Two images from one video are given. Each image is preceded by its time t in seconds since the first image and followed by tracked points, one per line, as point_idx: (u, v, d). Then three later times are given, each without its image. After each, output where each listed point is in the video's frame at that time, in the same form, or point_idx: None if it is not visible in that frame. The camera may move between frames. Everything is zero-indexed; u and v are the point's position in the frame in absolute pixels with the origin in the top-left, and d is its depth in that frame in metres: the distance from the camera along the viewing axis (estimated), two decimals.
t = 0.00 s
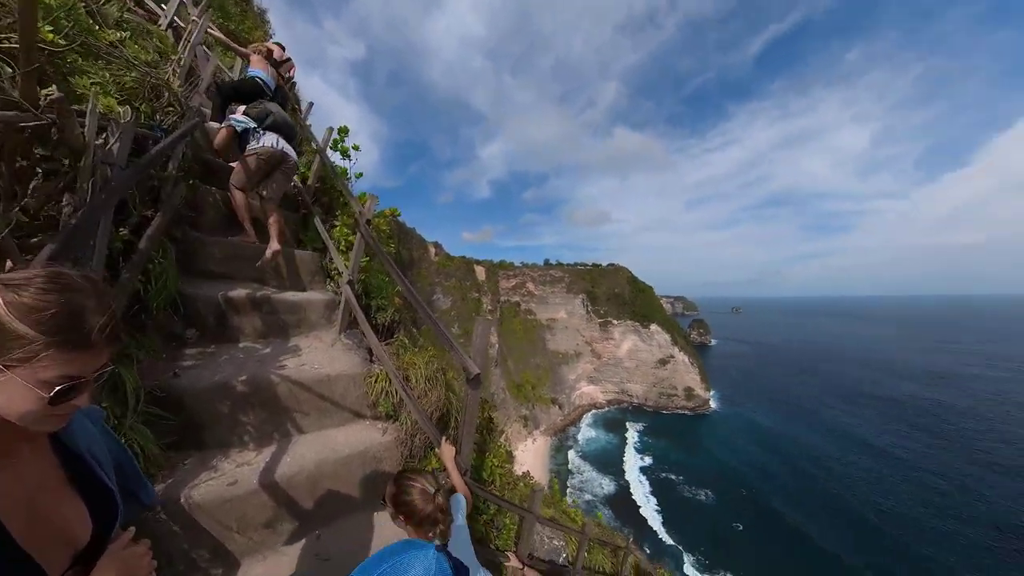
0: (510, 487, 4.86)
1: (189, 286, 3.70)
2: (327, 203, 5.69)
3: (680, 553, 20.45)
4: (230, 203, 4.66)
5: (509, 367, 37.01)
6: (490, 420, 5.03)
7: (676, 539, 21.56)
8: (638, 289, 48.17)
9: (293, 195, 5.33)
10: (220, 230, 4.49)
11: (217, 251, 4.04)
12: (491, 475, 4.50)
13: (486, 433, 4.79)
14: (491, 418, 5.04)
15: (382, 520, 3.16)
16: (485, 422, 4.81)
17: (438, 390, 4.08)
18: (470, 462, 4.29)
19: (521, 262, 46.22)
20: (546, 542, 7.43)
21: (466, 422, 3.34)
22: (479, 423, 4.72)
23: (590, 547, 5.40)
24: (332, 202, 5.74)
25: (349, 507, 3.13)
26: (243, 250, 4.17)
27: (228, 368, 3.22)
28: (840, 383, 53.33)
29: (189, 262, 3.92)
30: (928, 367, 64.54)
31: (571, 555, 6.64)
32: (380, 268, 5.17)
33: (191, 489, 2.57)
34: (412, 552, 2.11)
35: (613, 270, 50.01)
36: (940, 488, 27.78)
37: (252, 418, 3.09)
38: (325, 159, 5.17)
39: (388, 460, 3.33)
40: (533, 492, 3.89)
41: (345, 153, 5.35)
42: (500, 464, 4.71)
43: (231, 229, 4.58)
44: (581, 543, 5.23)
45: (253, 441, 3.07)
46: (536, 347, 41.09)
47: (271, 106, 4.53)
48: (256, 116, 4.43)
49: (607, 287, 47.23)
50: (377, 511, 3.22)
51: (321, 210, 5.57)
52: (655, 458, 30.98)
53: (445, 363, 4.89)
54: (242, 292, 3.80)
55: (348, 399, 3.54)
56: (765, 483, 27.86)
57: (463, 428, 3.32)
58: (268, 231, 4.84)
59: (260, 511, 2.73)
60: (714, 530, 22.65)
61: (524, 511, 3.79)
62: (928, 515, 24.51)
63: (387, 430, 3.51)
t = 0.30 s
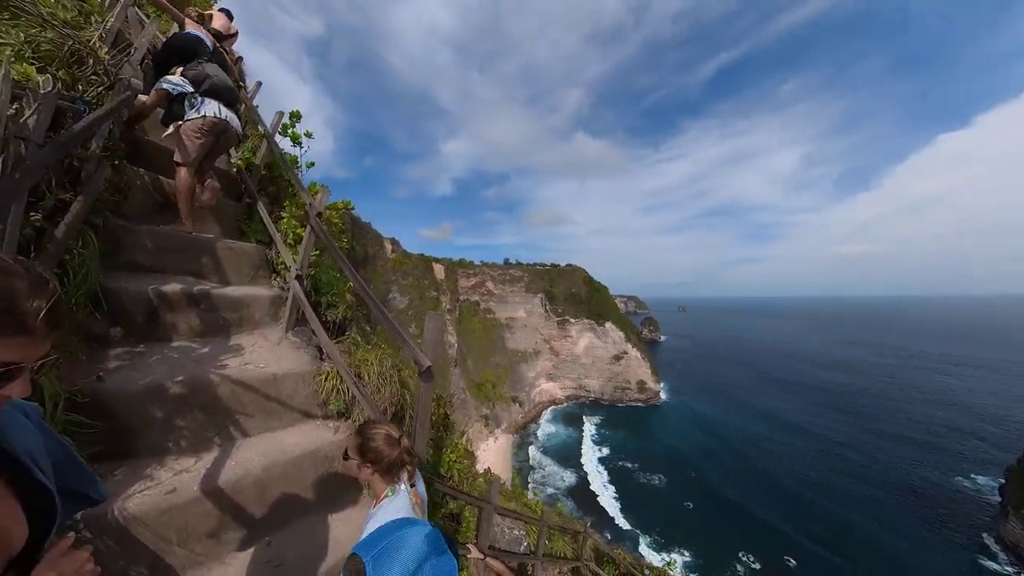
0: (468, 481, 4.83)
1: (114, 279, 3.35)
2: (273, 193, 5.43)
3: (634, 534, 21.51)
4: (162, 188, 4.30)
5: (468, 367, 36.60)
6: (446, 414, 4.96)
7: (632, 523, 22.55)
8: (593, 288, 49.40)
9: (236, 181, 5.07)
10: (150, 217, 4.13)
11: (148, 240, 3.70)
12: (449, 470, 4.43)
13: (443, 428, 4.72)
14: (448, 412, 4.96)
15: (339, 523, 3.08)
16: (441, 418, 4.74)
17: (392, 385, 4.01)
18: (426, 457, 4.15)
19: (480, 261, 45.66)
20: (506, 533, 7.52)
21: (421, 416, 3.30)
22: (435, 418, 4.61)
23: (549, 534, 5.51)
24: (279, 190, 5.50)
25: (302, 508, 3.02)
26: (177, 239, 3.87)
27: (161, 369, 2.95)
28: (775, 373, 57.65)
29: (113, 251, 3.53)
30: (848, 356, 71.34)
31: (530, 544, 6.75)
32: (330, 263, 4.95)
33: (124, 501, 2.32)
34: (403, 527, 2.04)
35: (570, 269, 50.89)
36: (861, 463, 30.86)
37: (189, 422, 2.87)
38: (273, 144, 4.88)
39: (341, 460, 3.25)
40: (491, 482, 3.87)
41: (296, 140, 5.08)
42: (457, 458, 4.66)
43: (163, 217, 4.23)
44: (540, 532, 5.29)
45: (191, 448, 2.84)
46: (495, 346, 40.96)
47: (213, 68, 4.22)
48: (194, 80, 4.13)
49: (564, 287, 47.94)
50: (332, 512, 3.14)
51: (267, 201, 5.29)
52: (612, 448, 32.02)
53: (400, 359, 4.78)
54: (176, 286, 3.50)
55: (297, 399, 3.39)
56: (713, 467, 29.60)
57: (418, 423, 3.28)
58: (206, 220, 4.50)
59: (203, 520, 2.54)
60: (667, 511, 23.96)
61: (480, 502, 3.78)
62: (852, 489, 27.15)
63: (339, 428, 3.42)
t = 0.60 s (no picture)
0: (430, 487, 4.60)
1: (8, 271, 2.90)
2: (212, 176, 5.05)
3: (601, 524, 22.07)
4: (73, 164, 3.84)
5: (434, 368, 35.96)
6: (405, 418, 4.73)
7: (597, 515, 23.01)
8: (558, 288, 49.97)
9: (166, 155, 4.68)
10: (56, 197, 3.67)
11: (52, 225, 3.28)
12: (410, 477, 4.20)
13: (400, 432, 4.52)
14: (405, 416, 4.75)
15: (286, 545, 2.92)
16: (398, 424, 4.53)
17: (342, 386, 3.80)
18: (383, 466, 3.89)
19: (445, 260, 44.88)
20: (474, 538, 7.36)
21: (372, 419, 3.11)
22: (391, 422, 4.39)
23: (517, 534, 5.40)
24: (220, 174, 5.12)
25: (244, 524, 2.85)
26: (89, 225, 3.47)
27: (66, 376, 2.59)
28: (729, 367, 60.65)
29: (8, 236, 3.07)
30: (793, 350, 76.18)
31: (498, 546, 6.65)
32: (278, 256, 4.61)
33: (12, 541, 1.99)
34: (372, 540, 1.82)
35: (535, 269, 51.19)
36: (806, 448, 33.04)
37: (102, 437, 2.54)
38: (216, 121, 4.43)
39: (283, 472, 3.08)
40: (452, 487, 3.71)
41: (243, 120, 4.68)
42: (418, 464, 4.43)
43: (74, 198, 3.78)
44: (509, 533, 5.14)
45: (106, 467, 2.54)
46: (461, 346, 40.45)
47: (137, 22, 4.00)
48: (115, 33, 3.90)
49: (530, 287, 48.14)
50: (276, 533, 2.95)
51: (205, 183, 4.89)
52: (578, 443, 32.53)
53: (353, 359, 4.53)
54: (88, 279, 3.11)
55: (234, 406, 3.17)
56: (674, 457, 30.67)
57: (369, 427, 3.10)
58: (128, 202, 4.08)
59: (119, 552, 2.27)
60: (632, 499, 24.78)
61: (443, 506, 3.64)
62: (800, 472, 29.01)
63: (282, 438, 3.25)
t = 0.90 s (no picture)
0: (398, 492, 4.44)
1: None
2: (158, 150, 4.61)
3: (577, 516, 22.42)
4: None
5: (406, 369, 35.09)
6: (369, 418, 4.56)
7: (572, 509, 23.23)
8: (532, 288, 50.12)
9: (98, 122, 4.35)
10: None
11: None
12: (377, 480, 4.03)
13: (363, 432, 4.34)
14: (369, 415, 4.57)
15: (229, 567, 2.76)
16: (362, 423, 4.38)
17: (292, 378, 3.62)
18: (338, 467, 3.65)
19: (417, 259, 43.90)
20: (448, 540, 7.21)
21: (328, 408, 3.13)
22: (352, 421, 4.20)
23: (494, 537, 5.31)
24: (166, 150, 4.67)
25: (177, 541, 2.61)
26: None
27: None
28: (696, 362, 62.77)
29: None
30: (755, 345, 79.73)
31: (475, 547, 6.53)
32: (224, 244, 4.37)
33: None
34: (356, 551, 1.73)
35: (509, 268, 51.06)
36: (768, 436, 34.58)
37: None
38: (161, 87, 4.12)
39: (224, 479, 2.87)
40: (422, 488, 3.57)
41: (193, 89, 4.40)
42: (384, 468, 4.25)
43: None
44: (485, 533, 5.01)
45: None
46: (434, 346, 39.85)
47: None
48: None
49: (504, 286, 47.97)
50: (219, 554, 2.80)
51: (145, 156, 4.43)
52: (553, 440, 32.76)
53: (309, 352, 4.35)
54: None
55: (165, 407, 2.91)
56: (645, 449, 31.34)
57: (325, 417, 3.10)
58: (48, 171, 3.67)
59: None
60: (606, 491, 25.31)
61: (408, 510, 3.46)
62: (763, 459, 30.31)
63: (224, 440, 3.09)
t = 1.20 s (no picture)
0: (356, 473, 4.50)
1: None
2: (111, 114, 4.32)
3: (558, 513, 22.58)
4: None
5: (383, 371, 34.31)
6: (331, 402, 4.51)
7: (553, 507, 23.35)
8: (511, 288, 50.12)
9: (48, 83, 3.99)
10: None
11: None
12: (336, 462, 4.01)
13: (324, 414, 4.26)
14: (334, 399, 4.52)
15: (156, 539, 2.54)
16: (322, 400, 4.30)
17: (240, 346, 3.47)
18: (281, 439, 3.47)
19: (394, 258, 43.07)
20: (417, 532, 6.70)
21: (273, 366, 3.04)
22: (311, 401, 4.09)
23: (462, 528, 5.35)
24: (120, 114, 4.37)
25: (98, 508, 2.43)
26: None
27: None
28: (671, 359, 64.15)
29: None
30: (728, 343, 82.10)
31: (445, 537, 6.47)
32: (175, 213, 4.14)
33: None
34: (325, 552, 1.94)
35: (488, 268, 50.85)
36: (741, 429, 35.62)
37: None
38: (118, 48, 3.85)
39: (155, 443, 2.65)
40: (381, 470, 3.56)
41: (154, 54, 4.18)
42: (344, 450, 4.28)
43: None
44: (456, 523, 4.99)
45: None
46: (412, 347, 39.27)
47: None
48: None
49: (483, 286, 47.75)
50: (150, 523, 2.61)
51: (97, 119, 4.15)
52: (533, 438, 32.83)
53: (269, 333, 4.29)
54: None
55: (95, 363, 2.77)
56: (624, 445, 31.78)
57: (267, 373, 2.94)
58: None
59: None
60: (585, 487, 25.58)
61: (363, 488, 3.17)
62: (737, 452, 31.17)
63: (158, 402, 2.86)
